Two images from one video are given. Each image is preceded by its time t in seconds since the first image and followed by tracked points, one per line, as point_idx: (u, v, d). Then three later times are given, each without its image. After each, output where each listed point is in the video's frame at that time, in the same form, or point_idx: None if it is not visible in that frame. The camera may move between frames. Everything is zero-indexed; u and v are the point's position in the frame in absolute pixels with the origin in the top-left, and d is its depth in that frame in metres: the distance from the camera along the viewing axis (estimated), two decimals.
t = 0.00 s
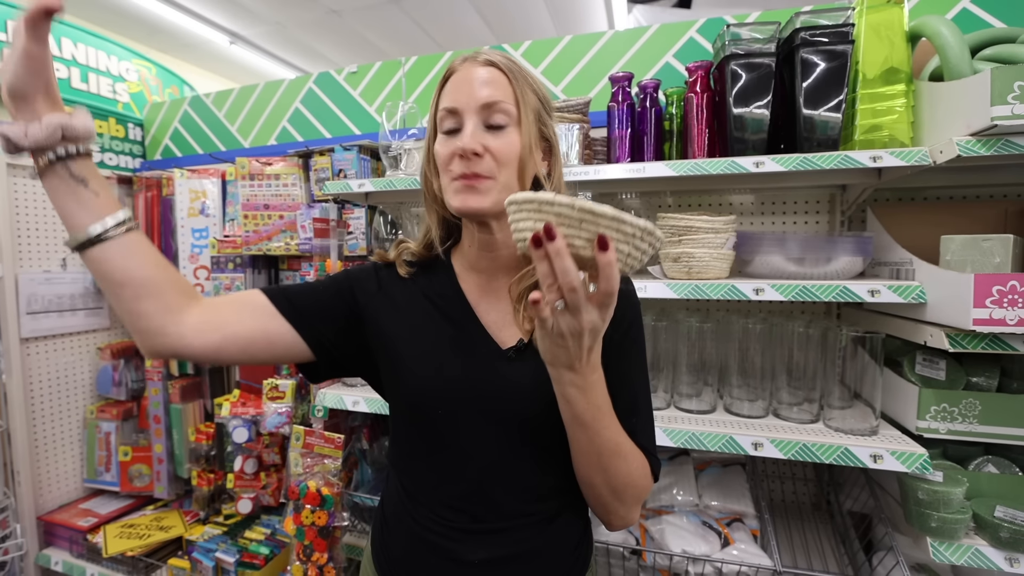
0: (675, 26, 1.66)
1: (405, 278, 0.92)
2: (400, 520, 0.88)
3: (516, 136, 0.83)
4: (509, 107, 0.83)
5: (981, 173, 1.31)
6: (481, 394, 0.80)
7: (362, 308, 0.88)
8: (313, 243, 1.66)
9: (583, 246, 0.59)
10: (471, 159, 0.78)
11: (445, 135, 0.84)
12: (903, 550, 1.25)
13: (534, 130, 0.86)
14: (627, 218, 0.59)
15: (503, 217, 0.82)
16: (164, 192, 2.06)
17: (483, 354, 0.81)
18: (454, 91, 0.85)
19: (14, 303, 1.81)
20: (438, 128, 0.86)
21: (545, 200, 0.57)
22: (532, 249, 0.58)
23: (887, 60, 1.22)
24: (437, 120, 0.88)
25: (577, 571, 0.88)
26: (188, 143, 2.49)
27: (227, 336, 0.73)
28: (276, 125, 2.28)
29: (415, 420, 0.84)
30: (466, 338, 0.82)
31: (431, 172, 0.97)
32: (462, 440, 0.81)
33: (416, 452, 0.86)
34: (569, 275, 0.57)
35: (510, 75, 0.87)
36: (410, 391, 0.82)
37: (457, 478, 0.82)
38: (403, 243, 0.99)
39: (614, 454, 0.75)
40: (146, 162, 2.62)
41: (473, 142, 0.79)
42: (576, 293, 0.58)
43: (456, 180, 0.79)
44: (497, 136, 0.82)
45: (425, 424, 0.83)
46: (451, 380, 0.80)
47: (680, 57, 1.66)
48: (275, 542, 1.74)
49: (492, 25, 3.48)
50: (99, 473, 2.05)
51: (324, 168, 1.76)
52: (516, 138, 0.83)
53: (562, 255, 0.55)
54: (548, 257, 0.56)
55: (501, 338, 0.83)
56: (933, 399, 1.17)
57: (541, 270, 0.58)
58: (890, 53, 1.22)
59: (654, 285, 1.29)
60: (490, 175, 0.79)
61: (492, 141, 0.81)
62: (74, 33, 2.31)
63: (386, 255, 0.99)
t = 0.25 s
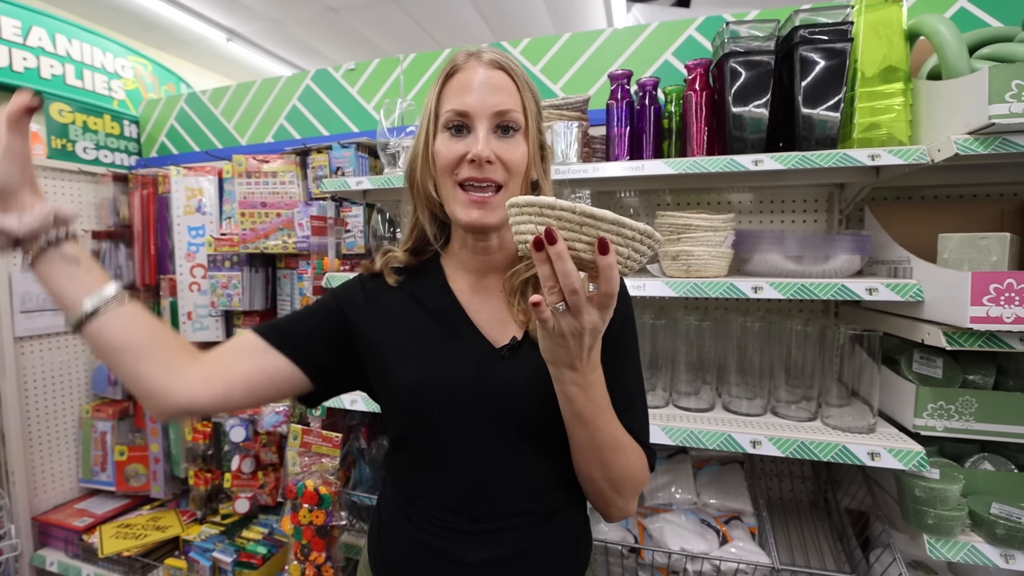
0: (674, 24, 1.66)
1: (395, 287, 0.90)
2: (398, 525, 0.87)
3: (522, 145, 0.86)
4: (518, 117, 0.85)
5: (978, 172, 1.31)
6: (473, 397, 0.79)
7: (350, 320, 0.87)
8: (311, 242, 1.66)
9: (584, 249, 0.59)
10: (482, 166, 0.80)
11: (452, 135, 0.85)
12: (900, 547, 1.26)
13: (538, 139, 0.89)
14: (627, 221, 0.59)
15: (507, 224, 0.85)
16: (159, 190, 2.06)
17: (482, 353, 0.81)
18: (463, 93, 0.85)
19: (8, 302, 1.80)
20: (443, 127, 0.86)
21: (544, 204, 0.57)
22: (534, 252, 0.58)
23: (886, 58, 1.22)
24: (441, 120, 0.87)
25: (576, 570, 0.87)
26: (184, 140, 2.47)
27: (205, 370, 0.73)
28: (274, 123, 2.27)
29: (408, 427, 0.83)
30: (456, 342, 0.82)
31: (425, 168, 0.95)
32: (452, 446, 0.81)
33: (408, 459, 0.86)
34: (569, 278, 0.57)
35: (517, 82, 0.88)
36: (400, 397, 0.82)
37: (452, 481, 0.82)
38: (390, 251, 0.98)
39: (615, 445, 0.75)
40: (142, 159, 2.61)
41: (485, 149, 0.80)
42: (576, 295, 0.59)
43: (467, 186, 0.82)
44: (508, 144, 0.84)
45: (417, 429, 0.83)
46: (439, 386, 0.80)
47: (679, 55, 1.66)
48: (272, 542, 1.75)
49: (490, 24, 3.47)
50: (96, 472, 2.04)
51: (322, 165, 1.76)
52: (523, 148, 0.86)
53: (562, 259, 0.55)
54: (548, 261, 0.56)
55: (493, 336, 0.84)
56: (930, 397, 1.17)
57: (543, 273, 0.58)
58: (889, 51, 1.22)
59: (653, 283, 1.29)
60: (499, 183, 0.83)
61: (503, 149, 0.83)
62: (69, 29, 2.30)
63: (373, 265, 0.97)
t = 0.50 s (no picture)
0: (675, 23, 1.65)
1: (382, 294, 0.88)
2: (393, 532, 0.86)
3: (520, 128, 0.87)
4: (513, 101, 0.87)
5: (981, 171, 1.31)
6: (467, 402, 0.78)
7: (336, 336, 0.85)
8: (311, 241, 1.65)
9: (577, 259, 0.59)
10: (487, 144, 0.79)
11: (449, 122, 0.85)
12: (902, 549, 1.25)
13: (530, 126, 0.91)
14: (620, 231, 0.58)
15: (512, 202, 0.84)
16: (160, 187, 2.04)
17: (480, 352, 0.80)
18: (455, 83, 0.87)
19: (7, 299, 1.79)
20: (439, 116, 0.86)
21: (537, 215, 0.56)
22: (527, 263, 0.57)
23: (890, 58, 1.21)
24: (435, 111, 0.87)
25: (569, 568, 0.87)
26: (185, 139, 2.47)
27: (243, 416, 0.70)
28: (274, 121, 2.27)
29: (402, 440, 0.82)
30: (449, 347, 0.81)
31: (420, 166, 0.94)
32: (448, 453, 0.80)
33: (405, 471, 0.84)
34: (564, 289, 0.56)
35: (506, 72, 0.91)
36: (392, 409, 0.80)
37: (447, 484, 0.81)
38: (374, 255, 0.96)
39: (606, 449, 0.75)
40: (143, 157, 2.59)
41: (487, 127, 0.80)
42: (572, 305, 0.58)
43: (471, 166, 0.80)
44: (506, 126, 0.85)
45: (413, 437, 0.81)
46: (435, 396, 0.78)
47: (680, 54, 1.65)
48: (271, 541, 1.74)
49: (491, 23, 3.47)
50: (94, 471, 2.03)
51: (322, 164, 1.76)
52: (521, 130, 0.87)
53: (557, 271, 0.54)
54: (543, 273, 0.55)
55: (488, 343, 0.83)
56: (933, 398, 1.16)
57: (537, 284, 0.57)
58: (892, 50, 1.21)
59: (654, 283, 1.28)
60: (503, 162, 0.81)
61: (503, 130, 0.83)
62: (69, 27, 2.32)
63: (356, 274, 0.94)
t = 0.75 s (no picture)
0: (677, 21, 1.65)
1: (368, 295, 0.86)
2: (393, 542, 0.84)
3: (499, 123, 0.90)
4: (494, 97, 0.90)
5: (984, 171, 1.30)
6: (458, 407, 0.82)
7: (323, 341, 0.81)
8: (311, 239, 1.64)
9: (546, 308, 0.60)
10: (467, 141, 0.82)
11: (430, 119, 0.86)
12: (903, 549, 1.24)
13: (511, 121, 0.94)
14: (588, 279, 0.57)
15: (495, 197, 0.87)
16: (160, 184, 2.03)
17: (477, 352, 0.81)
18: (437, 77, 0.88)
19: (6, 296, 1.79)
20: (420, 111, 0.88)
21: (501, 269, 0.57)
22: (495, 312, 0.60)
23: (893, 56, 1.21)
24: (415, 106, 0.89)
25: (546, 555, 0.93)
26: (184, 136, 2.46)
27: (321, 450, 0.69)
28: (273, 118, 2.26)
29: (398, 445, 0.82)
30: (438, 352, 0.83)
31: (398, 162, 0.95)
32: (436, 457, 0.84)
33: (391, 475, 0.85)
34: (533, 341, 0.59)
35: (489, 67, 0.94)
36: (391, 416, 0.80)
37: (443, 485, 0.83)
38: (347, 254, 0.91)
39: (577, 454, 0.87)
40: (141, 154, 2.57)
41: (468, 124, 0.83)
42: (543, 352, 0.62)
43: (453, 163, 0.82)
44: (487, 122, 0.87)
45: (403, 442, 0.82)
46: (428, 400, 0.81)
47: (682, 52, 1.64)
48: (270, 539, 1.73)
49: (491, 20, 3.46)
50: (93, 468, 2.03)
51: (322, 161, 1.75)
52: (503, 126, 0.89)
53: (526, 327, 0.57)
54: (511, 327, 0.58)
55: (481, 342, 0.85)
56: (935, 398, 1.16)
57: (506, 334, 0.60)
58: (896, 49, 1.20)
59: (655, 282, 1.27)
60: (485, 159, 0.84)
61: (484, 126, 0.85)
62: (68, 24, 2.31)
63: (332, 276, 0.89)
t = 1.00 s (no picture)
0: (679, 18, 1.64)
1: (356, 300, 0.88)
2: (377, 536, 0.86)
3: (486, 133, 0.89)
4: (483, 104, 0.88)
5: (988, 169, 1.29)
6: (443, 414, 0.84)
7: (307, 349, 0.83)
8: (312, 237, 1.63)
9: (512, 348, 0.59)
10: (451, 158, 0.82)
11: (414, 128, 0.85)
12: (907, 550, 1.23)
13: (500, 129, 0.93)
14: (552, 321, 0.57)
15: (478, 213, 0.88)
16: (160, 182, 2.04)
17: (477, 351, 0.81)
18: (422, 81, 0.86)
19: (6, 294, 1.78)
20: (405, 119, 0.86)
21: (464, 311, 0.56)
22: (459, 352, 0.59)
23: (898, 53, 1.20)
24: (400, 112, 0.87)
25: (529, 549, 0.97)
26: (184, 133, 2.45)
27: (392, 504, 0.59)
28: (274, 116, 2.25)
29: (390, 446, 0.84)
30: (425, 360, 0.84)
31: (381, 167, 0.94)
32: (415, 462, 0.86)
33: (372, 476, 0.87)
34: (498, 380, 0.58)
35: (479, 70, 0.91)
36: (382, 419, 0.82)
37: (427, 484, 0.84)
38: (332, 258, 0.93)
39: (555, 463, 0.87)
40: (142, 152, 2.58)
41: (452, 138, 0.82)
42: (510, 388, 0.60)
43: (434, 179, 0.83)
44: (474, 133, 0.86)
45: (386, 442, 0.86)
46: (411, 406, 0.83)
47: (685, 50, 1.64)
48: (270, 538, 1.73)
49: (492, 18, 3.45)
50: (93, 466, 2.03)
51: (322, 159, 1.75)
52: (491, 136, 0.89)
53: (491, 367, 0.57)
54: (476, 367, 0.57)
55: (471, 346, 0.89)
56: (939, 398, 1.15)
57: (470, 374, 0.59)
58: (901, 46, 1.19)
59: (657, 281, 1.26)
60: (469, 176, 0.85)
61: (470, 139, 0.85)
62: (68, 21, 2.30)
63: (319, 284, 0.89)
